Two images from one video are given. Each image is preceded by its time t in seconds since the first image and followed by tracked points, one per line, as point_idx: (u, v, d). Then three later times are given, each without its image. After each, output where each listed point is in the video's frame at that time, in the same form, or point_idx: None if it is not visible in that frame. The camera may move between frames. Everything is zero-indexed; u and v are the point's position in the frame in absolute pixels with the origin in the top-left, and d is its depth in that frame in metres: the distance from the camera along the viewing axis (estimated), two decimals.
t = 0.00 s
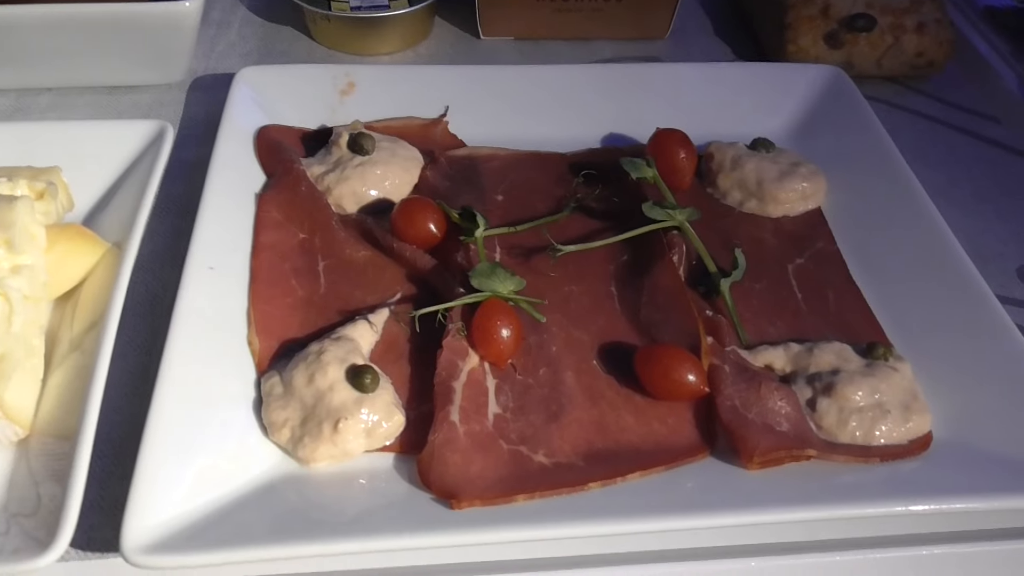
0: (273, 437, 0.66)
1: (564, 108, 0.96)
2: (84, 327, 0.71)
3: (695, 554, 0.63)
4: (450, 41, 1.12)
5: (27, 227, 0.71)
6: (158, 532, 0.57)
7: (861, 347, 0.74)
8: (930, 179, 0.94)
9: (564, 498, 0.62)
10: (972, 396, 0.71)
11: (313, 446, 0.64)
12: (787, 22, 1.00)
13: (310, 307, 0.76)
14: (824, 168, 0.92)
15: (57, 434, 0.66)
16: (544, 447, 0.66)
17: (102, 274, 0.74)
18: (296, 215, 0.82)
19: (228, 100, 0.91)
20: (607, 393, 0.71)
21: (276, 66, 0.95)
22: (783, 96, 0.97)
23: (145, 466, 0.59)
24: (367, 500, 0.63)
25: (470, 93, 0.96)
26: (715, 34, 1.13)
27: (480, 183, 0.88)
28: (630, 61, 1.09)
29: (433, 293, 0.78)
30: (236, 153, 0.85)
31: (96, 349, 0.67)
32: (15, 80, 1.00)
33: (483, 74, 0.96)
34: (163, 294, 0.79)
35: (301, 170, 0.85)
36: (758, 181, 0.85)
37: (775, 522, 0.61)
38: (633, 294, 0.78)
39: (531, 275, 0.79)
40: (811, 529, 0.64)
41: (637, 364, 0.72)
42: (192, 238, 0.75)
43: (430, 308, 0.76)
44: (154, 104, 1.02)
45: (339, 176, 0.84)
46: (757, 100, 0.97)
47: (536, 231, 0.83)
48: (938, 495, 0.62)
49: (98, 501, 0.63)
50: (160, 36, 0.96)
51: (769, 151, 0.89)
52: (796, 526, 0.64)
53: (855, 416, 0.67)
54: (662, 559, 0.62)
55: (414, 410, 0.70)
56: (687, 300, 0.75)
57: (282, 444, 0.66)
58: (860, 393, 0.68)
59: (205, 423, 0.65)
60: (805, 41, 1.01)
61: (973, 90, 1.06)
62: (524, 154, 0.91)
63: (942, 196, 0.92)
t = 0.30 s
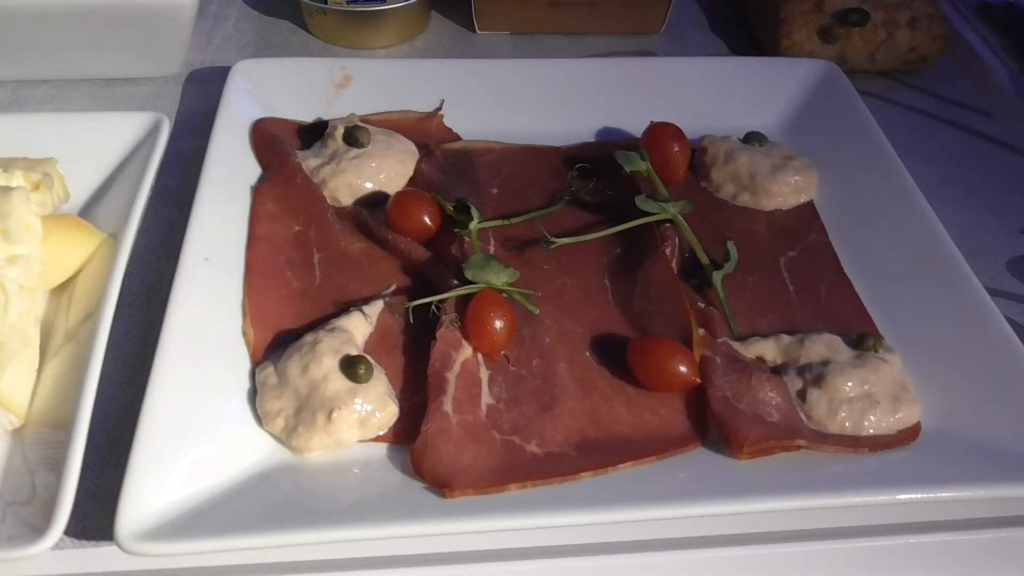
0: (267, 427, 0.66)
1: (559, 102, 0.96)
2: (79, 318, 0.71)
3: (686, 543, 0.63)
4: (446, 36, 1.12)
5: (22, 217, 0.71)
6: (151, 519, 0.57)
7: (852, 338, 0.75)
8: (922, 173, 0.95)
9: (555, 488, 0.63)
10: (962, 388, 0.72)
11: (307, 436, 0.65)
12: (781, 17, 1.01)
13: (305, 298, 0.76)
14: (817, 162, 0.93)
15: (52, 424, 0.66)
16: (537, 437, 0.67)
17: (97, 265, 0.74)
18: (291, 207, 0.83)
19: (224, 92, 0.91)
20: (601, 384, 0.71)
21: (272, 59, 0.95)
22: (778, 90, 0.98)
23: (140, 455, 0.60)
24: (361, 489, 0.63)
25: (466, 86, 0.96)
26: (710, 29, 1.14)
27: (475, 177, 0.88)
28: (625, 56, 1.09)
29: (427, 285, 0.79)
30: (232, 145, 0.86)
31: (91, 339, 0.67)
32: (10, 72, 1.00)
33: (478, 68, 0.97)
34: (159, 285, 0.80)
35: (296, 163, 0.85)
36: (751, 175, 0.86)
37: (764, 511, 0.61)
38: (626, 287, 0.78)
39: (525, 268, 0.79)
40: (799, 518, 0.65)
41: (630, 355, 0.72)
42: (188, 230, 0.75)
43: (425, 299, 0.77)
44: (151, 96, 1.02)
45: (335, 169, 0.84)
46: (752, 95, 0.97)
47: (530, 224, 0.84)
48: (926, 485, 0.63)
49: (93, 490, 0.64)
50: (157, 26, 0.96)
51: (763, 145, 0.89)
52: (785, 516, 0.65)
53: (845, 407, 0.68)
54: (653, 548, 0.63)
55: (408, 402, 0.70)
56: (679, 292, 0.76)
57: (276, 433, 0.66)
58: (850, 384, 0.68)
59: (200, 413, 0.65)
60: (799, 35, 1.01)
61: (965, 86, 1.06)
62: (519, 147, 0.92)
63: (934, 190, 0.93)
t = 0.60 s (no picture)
0: (250, 425, 0.66)
1: (547, 98, 0.96)
2: (62, 317, 0.71)
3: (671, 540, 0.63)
4: (435, 32, 1.12)
5: (4, 217, 0.71)
6: (132, 520, 0.57)
7: (838, 334, 0.74)
8: (911, 167, 0.94)
9: (540, 485, 0.62)
10: (949, 383, 0.72)
11: (291, 434, 0.64)
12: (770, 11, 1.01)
13: (290, 296, 0.76)
14: (806, 157, 0.92)
15: (34, 424, 0.65)
16: (522, 434, 0.67)
17: (81, 264, 0.74)
18: (277, 204, 0.82)
19: (210, 89, 0.90)
20: (587, 381, 0.71)
21: (259, 55, 0.95)
22: (767, 84, 0.97)
23: (122, 455, 0.60)
24: (344, 487, 0.63)
25: (453, 83, 0.96)
26: (700, 24, 1.13)
27: (462, 173, 0.88)
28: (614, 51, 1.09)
29: (413, 282, 0.78)
30: (217, 143, 0.85)
31: (73, 338, 0.66)
32: None
33: (466, 64, 0.96)
34: (144, 284, 0.79)
35: (282, 160, 0.85)
36: (739, 170, 0.85)
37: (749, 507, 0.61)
38: (613, 283, 0.78)
39: (511, 264, 0.79)
40: (785, 515, 0.65)
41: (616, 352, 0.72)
42: (172, 227, 0.75)
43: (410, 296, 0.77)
44: (138, 93, 1.01)
45: (321, 166, 0.84)
46: (741, 89, 0.97)
47: (517, 220, 0.83)
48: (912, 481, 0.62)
49: (75, 490, 0.63)
50: (143, 21, 0.96)
51: (751, 140, 0.89)
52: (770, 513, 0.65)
53: (831, 402, 0.67)
54: (638, 545, 0.62)
55: (393, 400, 0.70)
56: (665, 288, 0.75)
57: (260, 432, 0.66)
58: (836, 379, 0.68)
59: (183, 412, 0.65)
60: (787, 30, 1.01)
61: (955, 80, 1.06)
62: (507, 143, 0.91)
63: (923, 184, 0.92)
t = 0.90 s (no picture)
0: (231, 428, 0.66)
1: (530, 97, 0.96)
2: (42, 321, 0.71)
3: (651, 539, 0.63)
4: (419, 31, 1.12)
5: None
6: (111, 523, 0.57)
7: (818, 331, 0.75)
8: (893, 164, 0.95)
9: (519, 486, 0.63)
10: (928, 380, 0.72)
11: (271, 437, 0.65)
12: (752, 9, 1.01)
13: (271, 298, 0.76)
14: (788, 155, 0.93)
15: (15, 429, 0.66)
16: (502, 435, 0.67)
17: (61, 267, 0.74)
18: (259, 206, 0.82)
19: (192, 91, 0.90)
20: (568, 380, 0.71)
21: (242, 56, 0.95)
22: (750, 82, 0.97)
23: (102, 459, 0.60)
24: (324, 490, 0.63)
25: (436, 83, 0.96)
26: (684, 21, 1.14)
27: (445, 173, 0.88)
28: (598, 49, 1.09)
29: (395, 283, 0.79)
30: (199, 145, 0.85)
31: (53, 342, 0.67)
32: None
33: (449, 64, 0.96)
34: (125, 287, 0.79)
35: (264, 161, 0.85)
36: (720, 168, 0.86)
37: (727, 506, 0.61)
38: (594, 282, 0.78)
39: (493, 265, 0.79)
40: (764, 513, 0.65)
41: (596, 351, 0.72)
42: (153, 230, 0.75)
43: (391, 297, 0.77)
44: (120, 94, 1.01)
45: (303, 167, 0.84)
46: (723, 87, 0.97)
47: (499, 220, 0.84)
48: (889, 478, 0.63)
49: (55, 495, 0.63)
50: (125, 22, 0.96)
51: (732, 138, 0.89)
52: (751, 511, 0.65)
53: (809, 400, 0.68)
54: (618, 544, 0.63)
55: (373, 401, 0.70)
56: (646, 287, 0.76)
57: (240, 435, 0.66)
58: (815, 377, 0.69)
59: (163, 416, 0.65)
60: (770, 28, 1.01)
61: (937, 77, 1.06)
62: (489, 143, 0.92)
63: (905, 181, 0.93)
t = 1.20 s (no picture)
0: (172, 433, 0.65)
1: (490, 96, 0.95)
2: None
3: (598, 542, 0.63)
4: (382, 30, 1.11)
5: None
6: (45, 532, 0.57)
7: (770, 330, 0.74)
8: (855, 160, 0.94)
9: (462, 489, 0.62)
10: (882, 378, 0.71)
11: (212, 441, 0.64)
12: (715, 6, 1.00)
13: (219, 300, 0.75)
14: (748, 153, 0.92)
15: None
16: (449, 437, 0.66)
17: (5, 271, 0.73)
18: (211, 208, 0.82)
19: (146, 92, 0.89)
20: (517, 382, 0.71)
21: (198, 57, 0.94)
22: (712, 79, 0.97)
23: (38, 467, 0.59)
24: (265, 495, 0.62)
25: (395, 82, 0.95)
26: (649, 18, 1.13)
27: (401, 173, 0.87)
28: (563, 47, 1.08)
29: (346, 284, 0.78)
30: (151, 146, 0.84)
31: None
32: None
33: (407, 63, 0.95)
34: (73, 291, 0.79)
35: (217, 163, 0.84)
36: (678, 166, 0.85)
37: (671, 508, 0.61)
38: (547, 282, 0.78)
39: (445, 265, 0.78)
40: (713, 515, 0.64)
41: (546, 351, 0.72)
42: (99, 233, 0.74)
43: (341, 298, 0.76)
44: (77, 96, 1.00)
45: (255, 168, 0.83)
46: (685, 84, 0.97)
47: (454, 220, 0.83)
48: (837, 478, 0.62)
49: None
50: (80, 21, 0.95)
51: (691, 136, 0.89)
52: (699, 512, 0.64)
53: (758, 399, 0.67)
54: (564, 547, 0.62)
55: (319, 405, 0.69)
56: (598, 287, 0.75)
57: (182, 440, 0.65)
58: (764, 376, 0.68)
59: (103, 422, 0.64)
60: (733, 25, 1.00)
61: (902, 73, 1.06)
62: (447, 142, 0.91)
63: (866, 177, 0.92)
